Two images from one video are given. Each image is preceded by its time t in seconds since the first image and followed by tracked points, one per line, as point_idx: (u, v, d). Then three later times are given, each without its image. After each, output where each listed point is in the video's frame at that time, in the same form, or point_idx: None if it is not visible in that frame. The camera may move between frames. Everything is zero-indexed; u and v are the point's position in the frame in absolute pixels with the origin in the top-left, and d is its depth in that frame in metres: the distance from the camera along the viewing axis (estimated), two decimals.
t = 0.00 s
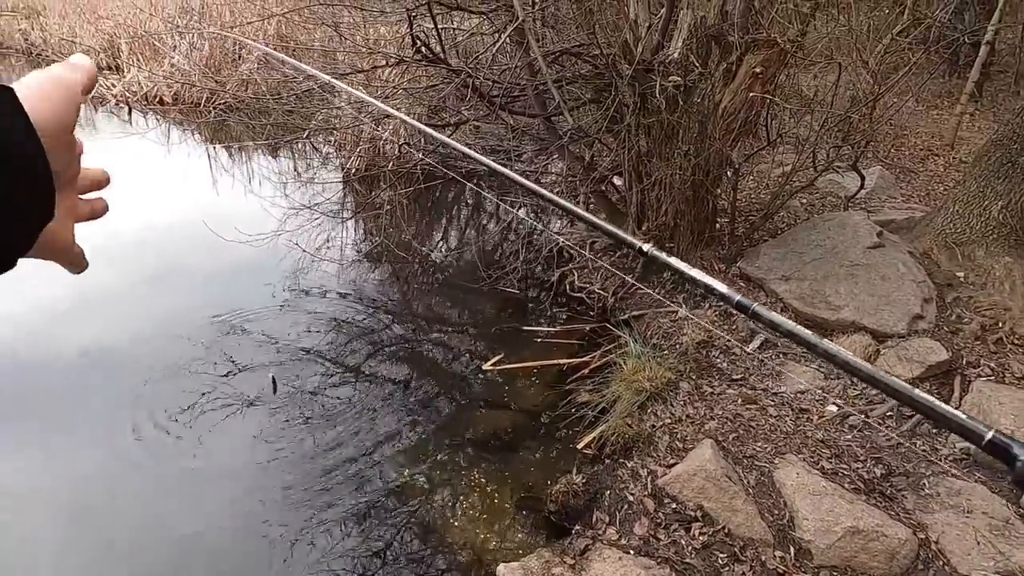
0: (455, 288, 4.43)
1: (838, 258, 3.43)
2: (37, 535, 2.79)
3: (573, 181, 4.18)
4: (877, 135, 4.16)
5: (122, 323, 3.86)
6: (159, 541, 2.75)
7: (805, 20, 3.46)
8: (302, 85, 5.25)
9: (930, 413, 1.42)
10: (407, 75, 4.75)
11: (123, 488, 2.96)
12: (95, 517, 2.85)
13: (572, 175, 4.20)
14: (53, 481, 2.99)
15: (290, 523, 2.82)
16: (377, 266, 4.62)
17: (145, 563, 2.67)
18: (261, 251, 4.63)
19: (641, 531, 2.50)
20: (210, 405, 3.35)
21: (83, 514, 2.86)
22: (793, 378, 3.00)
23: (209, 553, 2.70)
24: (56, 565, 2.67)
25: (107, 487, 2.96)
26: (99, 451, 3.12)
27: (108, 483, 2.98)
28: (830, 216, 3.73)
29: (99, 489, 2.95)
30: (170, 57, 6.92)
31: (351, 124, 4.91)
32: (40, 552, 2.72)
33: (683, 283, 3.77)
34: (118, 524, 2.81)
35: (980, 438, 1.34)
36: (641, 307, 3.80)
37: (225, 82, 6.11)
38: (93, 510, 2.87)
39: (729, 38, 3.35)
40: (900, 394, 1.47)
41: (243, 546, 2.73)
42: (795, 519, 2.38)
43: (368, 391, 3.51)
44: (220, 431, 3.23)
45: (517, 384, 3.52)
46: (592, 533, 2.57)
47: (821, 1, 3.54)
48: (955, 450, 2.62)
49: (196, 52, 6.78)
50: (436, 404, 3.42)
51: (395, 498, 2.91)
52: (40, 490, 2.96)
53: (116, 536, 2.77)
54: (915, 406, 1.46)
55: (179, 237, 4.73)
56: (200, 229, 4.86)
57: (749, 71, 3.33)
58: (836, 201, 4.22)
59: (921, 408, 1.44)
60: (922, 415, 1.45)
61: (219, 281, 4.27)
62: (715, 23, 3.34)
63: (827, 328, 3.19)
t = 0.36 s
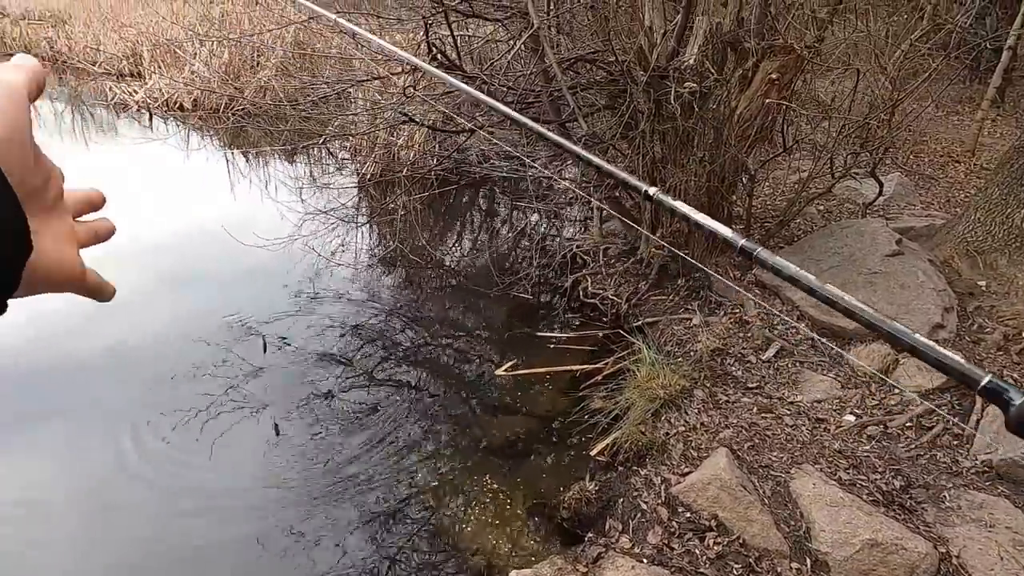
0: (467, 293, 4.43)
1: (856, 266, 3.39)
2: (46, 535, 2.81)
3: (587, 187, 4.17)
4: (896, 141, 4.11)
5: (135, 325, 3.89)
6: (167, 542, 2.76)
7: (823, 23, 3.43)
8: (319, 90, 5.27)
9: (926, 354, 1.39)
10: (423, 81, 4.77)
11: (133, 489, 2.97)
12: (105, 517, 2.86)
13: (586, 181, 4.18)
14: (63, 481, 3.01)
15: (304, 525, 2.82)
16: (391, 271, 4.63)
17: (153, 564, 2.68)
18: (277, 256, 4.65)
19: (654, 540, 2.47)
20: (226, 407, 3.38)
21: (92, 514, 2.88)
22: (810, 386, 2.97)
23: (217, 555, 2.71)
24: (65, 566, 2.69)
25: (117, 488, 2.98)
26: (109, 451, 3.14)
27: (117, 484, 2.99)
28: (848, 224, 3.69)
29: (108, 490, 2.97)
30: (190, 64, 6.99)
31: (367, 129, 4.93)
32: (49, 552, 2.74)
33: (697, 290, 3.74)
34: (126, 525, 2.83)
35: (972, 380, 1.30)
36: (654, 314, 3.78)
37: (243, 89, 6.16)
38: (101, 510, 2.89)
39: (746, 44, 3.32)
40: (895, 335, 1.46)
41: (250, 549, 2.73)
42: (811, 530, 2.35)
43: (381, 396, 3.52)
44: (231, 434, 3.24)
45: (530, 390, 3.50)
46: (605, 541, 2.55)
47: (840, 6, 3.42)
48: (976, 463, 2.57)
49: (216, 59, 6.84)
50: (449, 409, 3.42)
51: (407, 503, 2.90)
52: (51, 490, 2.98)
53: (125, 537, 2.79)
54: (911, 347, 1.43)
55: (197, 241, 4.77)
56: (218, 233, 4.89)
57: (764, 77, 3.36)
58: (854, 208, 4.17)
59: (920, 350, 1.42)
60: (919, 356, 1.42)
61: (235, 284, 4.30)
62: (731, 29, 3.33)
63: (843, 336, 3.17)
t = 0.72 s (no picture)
0: (482, 299, 4.43)
1: (875, 275, 3.36)
2: (51, 535, 2.79)
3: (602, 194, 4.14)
4: (917, 150, 4.07)
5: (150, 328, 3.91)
6: (172, 544, 2.75)
7: (843, 31, 3.38)
8: (337, 97, 5.31)
9: (935, 346, 1.44)
10: (440, 89, 4.79)
11: (139, 492, 2.97)
12: (110, 518, 2.86)
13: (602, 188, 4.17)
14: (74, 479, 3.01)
15: (319, 527, 2.82)
16: (407, 277, 4.64)
17: (157, 566, 2.67)
18: (295, 261, 4.68)
19: (669, 550, 2.45)
20: (243, 410, 3.39)
21: (99, 515, 2.87)
22: (828, 397, 2.93)
23: (220, 557, 2.69)
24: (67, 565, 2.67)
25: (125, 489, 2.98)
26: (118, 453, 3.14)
27: (125, 485, 2.99)
28: (868, 232, 3.65)
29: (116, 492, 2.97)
30: (212, 72, 7.08)
31: (384, 136, 4.96)
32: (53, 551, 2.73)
33: (713, 298, 3.71)
34: (131, 526, 2.82)
35: (981, 376, 1.36)
36: (670, 322, 3.76)
37: (264, 96, 6.21)
38: (108, 511, 2.88)
39: (763, 52, 3.26)
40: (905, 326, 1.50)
41: (255, 551, 2.72)
42: (829, 542, 2.31)
43: (396, 402, 3.52)
44: (241, 438, 3.25)
45: (544, 396, 3.48)
46: (619, 550, 2.53)
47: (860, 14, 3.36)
48: (1001, 477, 2.51)
49: (237, 67, 6.90)
50: (463, 415, 3.41)
51: (420, 508, 2.89)
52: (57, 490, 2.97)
53: (129, 538, 2.78)
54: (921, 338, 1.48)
55: (215, 245, 4.80)
56: (237, 237, 4.93)
57: (783, 85, 3.30)
58: (874, 216, 4.13)
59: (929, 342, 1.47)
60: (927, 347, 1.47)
61: (253, 288, 4.33)
62: (749, 37, 3.27)
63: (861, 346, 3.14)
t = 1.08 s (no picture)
0: (496, 305, 4.42)
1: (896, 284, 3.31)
2: (54, 534, 2.80)
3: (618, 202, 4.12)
4: (940, 159, 4.01)
5: (165, 330, 3.93)
6: (173, 547, 2.74)
7: (863, 38, 3.33)
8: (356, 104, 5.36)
9: (953, 344, 1.47)
10: (458, 96, 4.81)
11: (144, 494, 2.97)
12: (114, 519, 2.86)
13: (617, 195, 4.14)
14: (91, 478, 3.03)
15: (332, 531, 2.81)
16: (423, 282, 4.64)
17: (167, 565, 2.67)
18: (312, 265, 4.70)
19: (682, 560, 2.42)
20: (259, 412, 3.40)
21: (104, 515, 2.88)
22: (847, 408, 2.88)
23: (220, 562, 2.68)
24: (67, 565, 2.67)
25: (130, 491, 2.99)
26: (128, 454, 3.15)
27: (130, 487, 3.01)
28: (889, 241, 3.61)
29: (120, 493, 2.98)
30: (236, 80, 7.18)
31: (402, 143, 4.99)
32: (54, 550, 2.73)
33: (730, 307, 3.67)
34: (134, 528, 2.82)
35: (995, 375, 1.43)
36: (685, 329, 3.73)
37: (285, 104, 6.28)
38: (112, 512, 2.89)
39: (782, 59, 3.22)
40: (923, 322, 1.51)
41: (255, 556, 2.70)
42: (846, 555, 2.27)
43: (410, 406, 3.52)
44: (254, 441, 3.25)
45: (559, 403, 3.46)
46: (631, 559, 2.50)
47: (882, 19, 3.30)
48: None
49: (260, 76, 6.99)
50: (476, 421, 3.39)
51: (431, 512, 2.87)
52: (63, 489, 2.99)
53: (131, 539, 2.78)
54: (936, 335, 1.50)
55: (235, 249, 4.84)
56: (256, 241, 4.97)
57: (802, 92, 3.26)
58: (895, 225, 4.07)
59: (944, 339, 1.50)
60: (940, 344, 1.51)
61: (271, 291, 4.35)
62: (767, 44, 3.24)
63: (881, 357, 3.10)
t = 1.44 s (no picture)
0: (509, 310, 4.39)
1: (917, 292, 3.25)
2: (67, 532, 2.80)
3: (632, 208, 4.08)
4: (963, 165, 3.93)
5: (178, 331, 3.94)
6: (173, 548, 2.73)
7: (883, 42, 3.28)
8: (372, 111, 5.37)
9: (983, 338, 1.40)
10: (474, 101, 4.81)
11: (148, 495, 2.97)
12: (117, 520, 2.86)
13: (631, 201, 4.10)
14: (107, 478, 3.04)
15: (344, 534, 2.79)
16: (436, 286, 4.63)
17: (179, 566, 2.65)
18: (327, 268, 4.71)
19: (696, 570, 2.38)
20: (272, 414, 3.40)
21: (108, 515, 2.88)
22: (866, 418, 2.83)
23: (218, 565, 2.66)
24: (67, 564, 2.67)
25: (135, 492, 2.98)
26: (142, 454, 3.16)
27: (135, 487, 3.00)
28: (910, 249, 3.54)
29: (126, 494, 2.97)
30: (255, 87, 7.25)
31: (417, 148, 4.99)
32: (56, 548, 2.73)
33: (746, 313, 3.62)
34: (135, 528, 2.81)
35: None
36: (700, 336, 3.69)
37: (302, 109, 6.31)
38: (125, 512, 2.89)
39: (800, 64, 3.18)
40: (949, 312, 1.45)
41: (266, 558, 2.68)
42: (865, 569, 2.21)
43: (423, 410, 3.50)
44: (267, 443, 3.24)
45: (571, 410, 3.42)
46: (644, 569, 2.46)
47: (902, 24, 3.25)
48: None
49: (279, 82, 7.03)
50: (488, 426, 3.37)
51: (443, 516, 2.84)
52: (70, 488, 2.99)
53: (132, 540, 2.77)
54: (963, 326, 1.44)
55: (250, 252, 4.86)
56: (273, 244, 5.00)
57: (820, 97, 3.20)
58: (917, 232, 4.01)
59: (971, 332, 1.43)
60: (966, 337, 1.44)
61: (286, 294, 4.35)
62: (784, 49, 3.20)
63: (902, 366, 3.05)
